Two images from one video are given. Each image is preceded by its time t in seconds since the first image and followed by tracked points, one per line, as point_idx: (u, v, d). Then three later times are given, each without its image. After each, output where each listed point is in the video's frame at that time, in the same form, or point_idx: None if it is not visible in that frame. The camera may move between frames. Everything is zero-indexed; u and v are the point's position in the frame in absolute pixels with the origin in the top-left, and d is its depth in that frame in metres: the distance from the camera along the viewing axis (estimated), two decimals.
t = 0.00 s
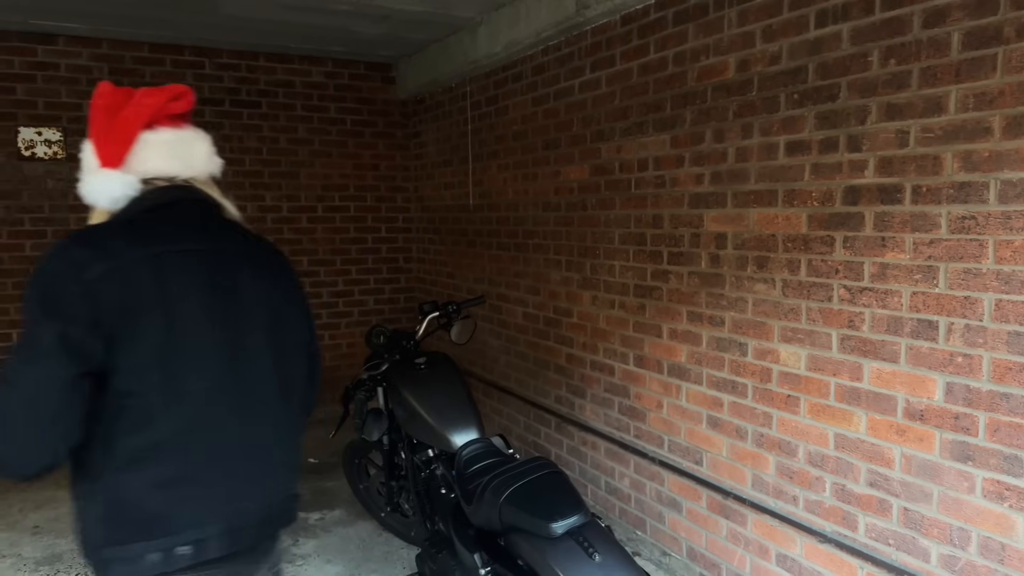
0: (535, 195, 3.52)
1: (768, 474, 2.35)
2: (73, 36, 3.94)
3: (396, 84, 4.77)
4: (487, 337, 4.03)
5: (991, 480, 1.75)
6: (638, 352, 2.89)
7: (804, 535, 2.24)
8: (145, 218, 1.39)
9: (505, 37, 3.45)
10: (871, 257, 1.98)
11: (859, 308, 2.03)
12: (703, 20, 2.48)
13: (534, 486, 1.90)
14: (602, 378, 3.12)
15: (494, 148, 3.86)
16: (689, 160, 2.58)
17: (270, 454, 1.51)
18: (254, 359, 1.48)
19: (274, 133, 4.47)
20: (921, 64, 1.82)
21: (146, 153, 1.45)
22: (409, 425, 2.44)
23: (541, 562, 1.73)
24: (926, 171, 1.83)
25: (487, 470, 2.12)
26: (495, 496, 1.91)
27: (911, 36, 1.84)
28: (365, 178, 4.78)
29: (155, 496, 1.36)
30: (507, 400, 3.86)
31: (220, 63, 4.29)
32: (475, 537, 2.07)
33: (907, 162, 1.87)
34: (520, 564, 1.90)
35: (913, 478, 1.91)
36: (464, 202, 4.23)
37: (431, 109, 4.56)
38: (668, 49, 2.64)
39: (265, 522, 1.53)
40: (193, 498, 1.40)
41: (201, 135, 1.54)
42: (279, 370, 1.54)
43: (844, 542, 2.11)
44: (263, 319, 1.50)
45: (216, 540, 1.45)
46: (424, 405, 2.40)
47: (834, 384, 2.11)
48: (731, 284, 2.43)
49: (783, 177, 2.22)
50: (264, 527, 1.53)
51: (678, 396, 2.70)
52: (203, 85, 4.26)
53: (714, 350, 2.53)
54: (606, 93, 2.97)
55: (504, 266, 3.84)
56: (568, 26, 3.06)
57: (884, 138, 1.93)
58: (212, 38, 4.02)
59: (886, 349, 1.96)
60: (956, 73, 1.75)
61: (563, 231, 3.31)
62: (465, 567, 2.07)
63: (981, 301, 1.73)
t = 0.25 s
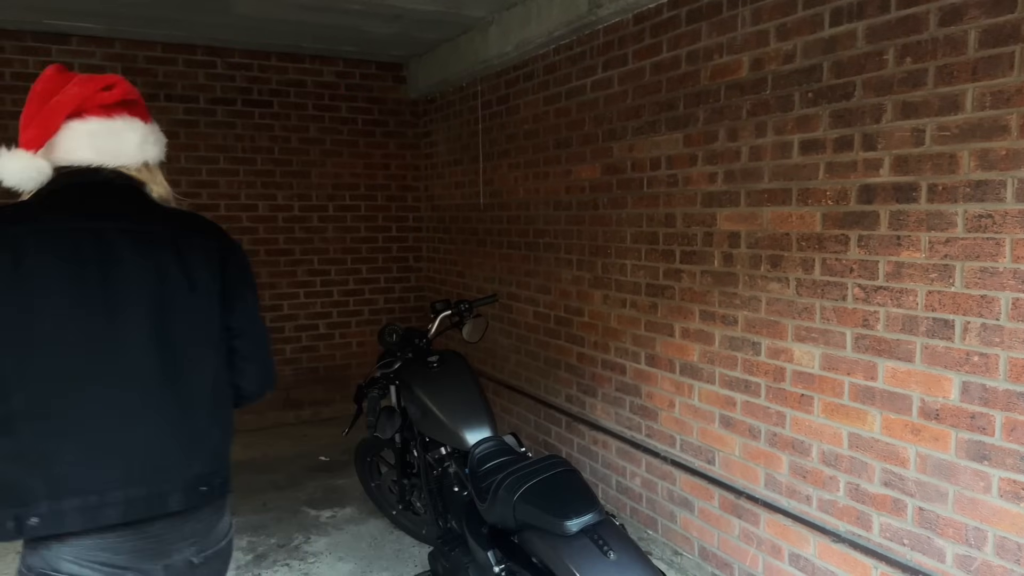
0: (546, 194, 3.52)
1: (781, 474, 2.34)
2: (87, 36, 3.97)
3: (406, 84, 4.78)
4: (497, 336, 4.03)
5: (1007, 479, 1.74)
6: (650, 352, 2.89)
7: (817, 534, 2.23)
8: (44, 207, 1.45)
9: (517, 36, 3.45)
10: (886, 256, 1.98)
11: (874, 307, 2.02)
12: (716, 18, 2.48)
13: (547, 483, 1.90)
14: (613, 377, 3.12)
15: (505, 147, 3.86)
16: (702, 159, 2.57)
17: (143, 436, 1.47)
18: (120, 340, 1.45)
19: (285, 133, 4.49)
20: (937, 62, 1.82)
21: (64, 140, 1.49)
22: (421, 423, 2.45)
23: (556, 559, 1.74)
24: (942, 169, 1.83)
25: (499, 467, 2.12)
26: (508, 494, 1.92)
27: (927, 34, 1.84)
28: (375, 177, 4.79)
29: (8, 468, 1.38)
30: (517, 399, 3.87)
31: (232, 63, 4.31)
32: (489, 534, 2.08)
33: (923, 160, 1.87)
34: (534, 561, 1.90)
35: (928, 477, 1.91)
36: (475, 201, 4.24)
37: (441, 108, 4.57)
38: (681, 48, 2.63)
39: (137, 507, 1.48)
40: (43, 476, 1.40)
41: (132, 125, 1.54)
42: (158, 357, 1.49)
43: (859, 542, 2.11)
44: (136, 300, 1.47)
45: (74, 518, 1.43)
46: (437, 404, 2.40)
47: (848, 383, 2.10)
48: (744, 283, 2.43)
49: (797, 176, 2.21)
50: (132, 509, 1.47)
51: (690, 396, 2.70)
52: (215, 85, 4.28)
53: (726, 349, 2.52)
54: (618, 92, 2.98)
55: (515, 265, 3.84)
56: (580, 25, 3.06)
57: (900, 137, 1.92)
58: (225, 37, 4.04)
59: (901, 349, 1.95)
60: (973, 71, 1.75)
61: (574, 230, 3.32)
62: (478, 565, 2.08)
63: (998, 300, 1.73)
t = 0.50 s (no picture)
0: (555, 193, 3.52)
1: (791, 474, 2.34)
2: (98, 37, 3.99)
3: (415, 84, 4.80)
4: (505, 336, 4.03)
5: (1020, 480, 1.73)
6: (659, 351, 2.89)
7: (827, 535, 2.23)
8: (22, 222, 1.55)
9: (526, 36, 3.46)
10: (898, 256, 1.97)
11: (885, 307, 2.01)
12: (726, 18, 2.48)
13: (557, 483, 1.90)
14: (622, 377, 3.12)
15: (514, 147, 3.87)
16: (712, 159, 2.57)
17: (94, 434, 1.52)
18: (77, 341, 1.51)
19: (295, 133, 4.51)
20: (950, 61, 1.81)
21: (49, 166, 1.56)
22: (431, 423, 2.46)
23: (566, 559, 1.74)
24: (955, 168, 1.82)
25: (508, 467, 2.12)
26: (518, 493, 1.92)
27: (940, 34, 1.83)
28: (384, 177, 4.80)
29: None
30: (526, 399, 3.87)
31: (242, 63, 4.33)
32: (499, 534, 2.08)
33: (936, 160, 1.86)
34: (545, 560, 1.91)
35: (940, 478, 1.90)
36: (483, 201, 4.24)
37: (450, 108, 4.58)
38: (691, 47, 2.63)
39: (86, 498, 1.53)
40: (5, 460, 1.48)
41: (118, 154, 1.59)
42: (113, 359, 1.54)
43: (869, 542, 2.10)
44: (97, 307, 1.52)
45: (29, 504, 1.50)
46: (447, 403, 2.41)
47: (859, 383, 2.10)
48: (755, 283, 2.43)
49: (809, 175, 2.21)
50: (84, 499, 1.53)
51: (700, 396, 2.70)
52: (225, 85, 4.30)
53: (736, 349, 2.52)
54: (627, 92, 2.98)
55: (523, 265, 3.84)
56: (589, 25, 3.07)
57: (912, 136, 1.91)
58: (235, 38, 4.06)
59: (913, 349, 1.95)
60: (986, 70, 1.74)
61: (583, 229, 3.32)
62: (489, 563, 2.08)
63: (1012, 300, 1.72)
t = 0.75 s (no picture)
0: (565, 193, 3.53)
1: (803, 474, 2.33)
2: (111, 38, 4.02)
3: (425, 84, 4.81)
4: (515, 335, 4.04)
5: None
6: (670, 351, 2.89)
7: (839, 535, 2.22)
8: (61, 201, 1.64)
9: (537, 36, 3.46)
10: (911, 255, 1.97)
11: (898, 307, 2.01)
12: (738, 17, 2.48)
13: (570, 480, 1.91)
14: (632, 376, 3.12)
15: (524, 147, 3.87)
16: (723, 158, 2.57)
17: (84, 391, 1.57)
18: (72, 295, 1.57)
19: (305, 133, 4.53)
20: (963, 60, 1.81)
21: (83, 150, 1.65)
22: (443, 421, 2.46)
23: (579, 557, 1.74)
24: (969, 167, 1.81)
25: (520, 465, 2.13)
26: (531, 491, 1.92)
27: (954, 32, 1.82)
28: (394, 177, 4.82)
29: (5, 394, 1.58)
30: (535, 398, 3.88)
31: (253, 63, 4.36)
32: (511, 532, 2.09)
33: (949, 159, 1.86)
34: (557, 558, 1.91)
35: (954, 478, 1.90)
36: (493, 200, 4.25)
37: (460, 108, 4.59)
38: (702, 47, 2.63)
39: (84, 445, 1.57)
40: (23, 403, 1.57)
41: (139, 140, 1.64)
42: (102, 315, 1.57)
43: (881, 542, 2.10)
44: (85, 272, 1.57)
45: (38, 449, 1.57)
46: (458, 401, 2.42)
47: (871, 383, 2.09)
48: (767, 282, 2.42)
49: (821, 174, 2.21)
50: (84, 443, 1.57)
51: (711, 395, 2.70)
52: (237, 85, 4.33)
53: (748, 349, 2.52)
54: (638, 91, 2.98)
55: (533, 264, 3.85)
56: (600, 24, 3.07)
57: (925, 135, 1.91)
58: (246, 38, 4.08)
59: (926, 348, 1.94)
60: (1001, 69, 1.73)
61: (593, 229, 3.32)
62: (501, 562, 2.09)
63: None
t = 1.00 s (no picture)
0: (574, 192, 3.53)
1: (814, 474, 2.33)
2: (123, 39, 4.05)
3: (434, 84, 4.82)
4: (524, 334, 4.04)
5: None
6: (680, 351, 2.89)
7: (851, 535, 2.22)
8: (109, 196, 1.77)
9: (547, 35, 3.47)
10: (924, 255, 1.96)
11: (910, 306, 2.01)
12: (750, 16, 2.48)
13: (582, 479, 1.91)
14: (642, 376, 3.12)
15: (533, 147, 3.88)
16: (734, 158, 2.57)
17: (69, 368, 1.65)
18: (63, 282, 1.69)
19: (315, 133, 4.55)
20: (977, 59, 1.80)
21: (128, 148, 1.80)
22: (454, 420, 2.47)
23: (592, 555, 1.75)
24: (982, 167, 1.81)
25: (532, 464, 2.13)
26: (543, 490, 1.93)
27: (967, 31, 1.82)
28: (403, 177, 4.83)
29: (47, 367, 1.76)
30: (544, 397, 3.88)
31: (263, 64, 4.38)
32: (522, 530, 2.09)
33: (963, 158, 1.85)
34: (568, 557, 1.91)
35: (967, 478, 1.89)
36: (502, 200, 4.26)
37: (469, 108, 4.60)
38: (713, 46, 2.63)
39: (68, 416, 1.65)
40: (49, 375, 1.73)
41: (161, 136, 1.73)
42: (76, 303, 1.66)
43: (893, 543, 2.09)
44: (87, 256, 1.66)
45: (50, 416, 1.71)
46: (469, 400, 2.43)
47: (883, 382, 2.09)
48: (778, 282, 2.42)
49: (833, 174, 2.20)
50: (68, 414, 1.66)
51: (721, 395, 2.70)
52: (247, 85, 4.35)
53: (759, 348, 2.52)
54: (649, 90, 2.98)
55: (543, 264, 3.85)
56: (610, 24, 3.07)
57: (938, 134, 1.91)
58: (257, 39, 4.10)
59: (938, 348, 1.94)
60: (1015, 68, 1.72)
61: (603, 228, 3.32)
62: (512, 560, 2.09)
63: None
